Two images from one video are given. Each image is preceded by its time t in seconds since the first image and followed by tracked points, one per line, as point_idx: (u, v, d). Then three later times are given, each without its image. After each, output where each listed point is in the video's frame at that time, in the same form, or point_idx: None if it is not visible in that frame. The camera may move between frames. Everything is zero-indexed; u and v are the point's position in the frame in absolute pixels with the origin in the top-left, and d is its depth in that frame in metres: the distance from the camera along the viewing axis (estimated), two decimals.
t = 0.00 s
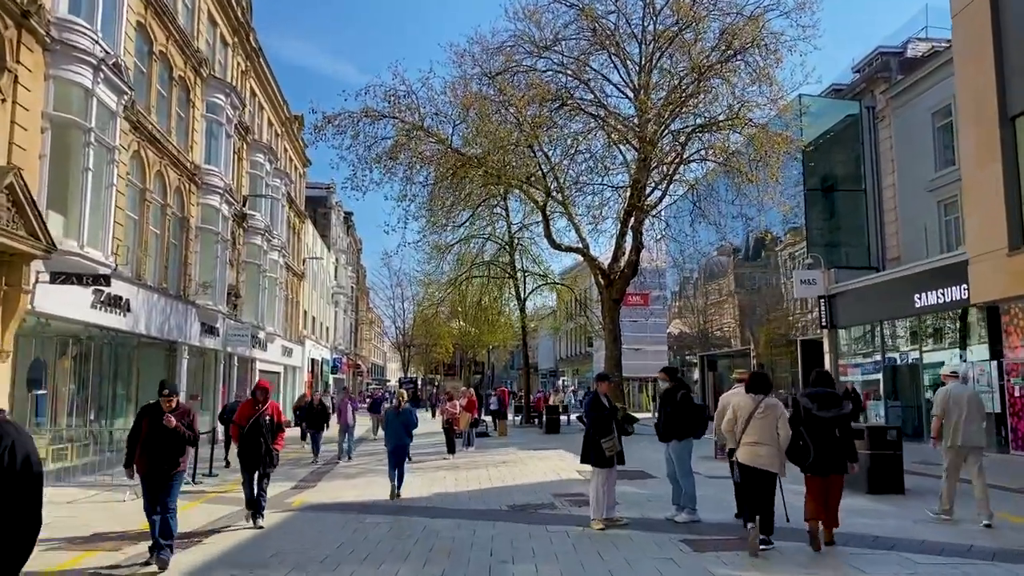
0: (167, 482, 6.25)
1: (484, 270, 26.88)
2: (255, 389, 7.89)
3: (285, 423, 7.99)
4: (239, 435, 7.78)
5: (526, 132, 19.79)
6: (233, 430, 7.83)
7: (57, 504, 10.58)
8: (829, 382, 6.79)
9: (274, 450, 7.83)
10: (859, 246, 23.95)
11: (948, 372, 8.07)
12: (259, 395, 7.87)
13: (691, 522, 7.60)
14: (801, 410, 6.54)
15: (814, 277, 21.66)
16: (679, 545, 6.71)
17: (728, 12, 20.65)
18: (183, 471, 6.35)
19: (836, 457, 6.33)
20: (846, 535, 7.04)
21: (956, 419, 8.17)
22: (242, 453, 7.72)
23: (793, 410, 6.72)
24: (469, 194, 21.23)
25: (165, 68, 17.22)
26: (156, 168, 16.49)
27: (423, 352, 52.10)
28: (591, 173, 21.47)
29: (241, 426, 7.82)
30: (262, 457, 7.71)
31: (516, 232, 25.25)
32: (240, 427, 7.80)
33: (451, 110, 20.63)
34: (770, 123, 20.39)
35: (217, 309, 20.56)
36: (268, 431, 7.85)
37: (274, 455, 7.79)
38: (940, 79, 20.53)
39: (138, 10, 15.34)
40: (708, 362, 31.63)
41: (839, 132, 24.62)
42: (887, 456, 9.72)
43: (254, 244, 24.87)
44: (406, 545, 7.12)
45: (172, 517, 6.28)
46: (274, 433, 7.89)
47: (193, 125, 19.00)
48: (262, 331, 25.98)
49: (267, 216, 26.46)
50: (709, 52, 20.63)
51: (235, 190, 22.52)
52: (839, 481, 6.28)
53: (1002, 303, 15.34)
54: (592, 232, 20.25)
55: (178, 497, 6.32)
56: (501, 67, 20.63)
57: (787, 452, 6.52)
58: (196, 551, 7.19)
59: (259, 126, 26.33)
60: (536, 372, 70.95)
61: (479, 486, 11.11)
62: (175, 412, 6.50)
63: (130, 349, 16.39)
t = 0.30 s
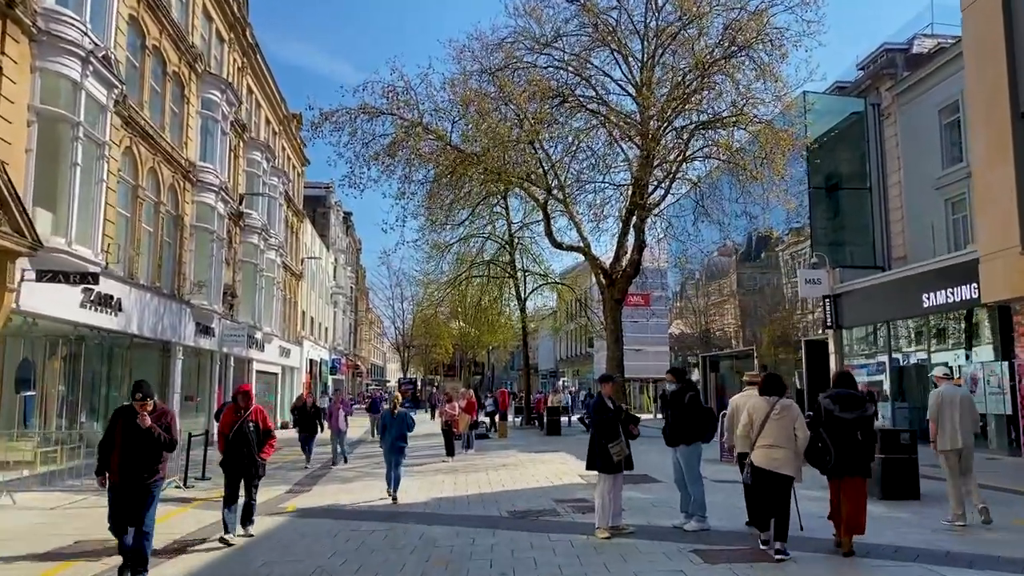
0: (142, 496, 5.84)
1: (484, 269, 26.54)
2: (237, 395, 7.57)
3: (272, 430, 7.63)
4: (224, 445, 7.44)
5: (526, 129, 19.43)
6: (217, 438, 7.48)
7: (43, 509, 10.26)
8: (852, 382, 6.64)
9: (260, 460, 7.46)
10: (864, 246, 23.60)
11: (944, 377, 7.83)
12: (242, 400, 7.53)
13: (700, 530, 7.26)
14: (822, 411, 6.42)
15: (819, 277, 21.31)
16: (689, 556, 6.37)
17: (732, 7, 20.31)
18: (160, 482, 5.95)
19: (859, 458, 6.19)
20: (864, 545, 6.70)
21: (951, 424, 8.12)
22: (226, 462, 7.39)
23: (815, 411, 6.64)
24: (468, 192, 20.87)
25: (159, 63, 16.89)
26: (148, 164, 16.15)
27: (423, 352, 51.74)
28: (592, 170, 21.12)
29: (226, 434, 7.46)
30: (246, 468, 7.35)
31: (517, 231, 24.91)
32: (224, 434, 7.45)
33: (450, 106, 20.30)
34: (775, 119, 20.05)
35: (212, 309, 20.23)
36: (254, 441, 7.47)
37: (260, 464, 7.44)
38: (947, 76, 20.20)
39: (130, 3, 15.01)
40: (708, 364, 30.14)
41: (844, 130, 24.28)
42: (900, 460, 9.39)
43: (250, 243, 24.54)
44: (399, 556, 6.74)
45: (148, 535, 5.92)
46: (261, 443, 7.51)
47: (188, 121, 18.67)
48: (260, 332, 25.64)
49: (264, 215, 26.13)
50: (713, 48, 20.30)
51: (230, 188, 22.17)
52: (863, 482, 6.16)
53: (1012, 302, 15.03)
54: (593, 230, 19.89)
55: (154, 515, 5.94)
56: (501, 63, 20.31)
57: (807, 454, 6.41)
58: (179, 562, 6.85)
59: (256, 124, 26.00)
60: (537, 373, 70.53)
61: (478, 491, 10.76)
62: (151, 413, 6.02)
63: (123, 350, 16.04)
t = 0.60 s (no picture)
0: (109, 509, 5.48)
1: (484, 268, 26.18)
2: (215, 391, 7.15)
3: (254, 429, 7.20)
4: (202, 446, 6.99)
5: (527, 125, 19.06)
6: (196, 440, 7.05)
7: (28, 513, 9.90)
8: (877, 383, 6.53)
9: (243, 460, 7.02)
10: (870, 244, 23.20)
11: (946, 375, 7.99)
12: (220, 397, 7.13)
13: (712, 537, 6.91)
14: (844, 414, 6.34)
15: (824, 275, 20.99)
16: (702, 565, 6.02)
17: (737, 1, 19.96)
18: (126, 490, 5.58)
19: (883, 461, 6.10)
20: (885, 554, 6.36)
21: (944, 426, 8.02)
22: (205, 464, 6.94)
23: (839, 414, 6.55)
24: (467, 189, 20.47)
25: (153, 57, 16.56)
26: (141, 160, 15.81)
27: (422, 352, 51.34)
28: (594, 167, 20.74)
29: (204, 435, 7.03)
30: (228, 469, 6.90)
31: (517, 229, 24.53)
32: (203, 435, 7.03)
33: (450, 102, 19.93)
34: (781, 115, 19.68)
35: (207, 308, 19.86)
36: (235, 440, 7.03)
37: (243, 464, 7.01)
38: (955, 71, 19.87)
39: None
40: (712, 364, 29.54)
41: (850, 127, 23.92)
42: (916, 464, 9.07)
43: (247, 242, 24.19)
44: (395, 565, 6.38)
45: (122, 550, 5.60)
46: (243, 442, 7.08)
47: (183, 117, 18.33)
48: (256, 332, 25.26)
49: (261, 213, 25.75)
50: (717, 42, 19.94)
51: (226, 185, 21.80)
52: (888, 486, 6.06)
53: None
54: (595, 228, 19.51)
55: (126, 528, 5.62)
56: (502, 59, 19.96)
57: (831, 456, 6.35)
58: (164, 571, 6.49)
59: (253, 120, 25.63)
60: (537, 374, 69.98)
61: (479, 495, 10.42)
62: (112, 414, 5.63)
63: (115, 350, 15.65)
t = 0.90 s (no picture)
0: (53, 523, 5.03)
1: (484, 269, 25.91)
2: (194, 397, 6.25)
3: (236, 441, 6.28)
4: (178, 458, 6.02)
5: (527, 122, 18.73)
6: (171, 451, 6.11)
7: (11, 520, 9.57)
8: (900, 381, 6.28)
9: (222, 477, 6.08)
10: (875, 243, 22.83)
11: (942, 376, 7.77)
12: (199, 404, 6.23)
13: (724, 546, 6.58)
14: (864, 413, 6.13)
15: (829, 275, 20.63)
16: None
17: None
18: (73, 503, 5.10)
19: (904, 462, 5.92)
20: (908, 565, 6.02)
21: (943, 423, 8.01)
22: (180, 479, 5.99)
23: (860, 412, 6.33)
24: (467, 187, 20.14)
25: (146, 52, 16.23)
26: (134, 157, 15.49)
27: (422, 353, 51.00)
28: (596, 165, 20.41)
29: (180, 445, 6.09)
30: (204, 487, 5.94)
31: (518, 229, 24.23)
32: (178, 445, 6.08)
33: (449, 98, 19.63)
34: (786, 112, 19.36)
35: (202, 309, 19.55)
36: (213, 453, 6.07)
37: (222, 482, 6.07)
38: (963, 67, 19.50)
39: None
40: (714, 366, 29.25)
41: (854, 125, 23.58)
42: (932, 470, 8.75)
43: (243, 242, 23.88)
44: None
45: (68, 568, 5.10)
46: (222, 455, 6.13)
47: (177, 114, 18.01)
48: (253, 332, 24.93)
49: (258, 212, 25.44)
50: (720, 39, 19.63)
51: (222, 184, 21.47)
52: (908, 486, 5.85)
53: None
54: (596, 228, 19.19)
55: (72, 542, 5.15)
56: (503, 56, 19.66)
57: (849, 455, 6.16)
58: None
59: (250, 119, 25.33)
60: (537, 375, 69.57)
61: (478, 500, 10.10)
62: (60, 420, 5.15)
63: (106, 352, 15.30)
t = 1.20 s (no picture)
0: None
1: (484, 268, 25.60)
2: (161, 393, 5.67)
3: (209, 442, 5.66)
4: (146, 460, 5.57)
5: (527, 116, 18.35)
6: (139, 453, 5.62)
7: None
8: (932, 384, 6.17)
9: (190, 483, 5.51)
10: (879, 241, 22.61)
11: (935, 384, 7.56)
12: (165, 401, 5.65)
13: (738, 555, 6.20)
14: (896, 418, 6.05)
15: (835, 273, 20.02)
16: None
17: None
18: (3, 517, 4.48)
19: (939, 467, 5.82)
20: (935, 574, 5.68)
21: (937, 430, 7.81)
22: (143, 485, 5.51)
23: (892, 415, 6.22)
24: (466, 184, 19.75)
25: (138, 45, 15.88)
26: (125, 151, 15.12)
27: (422, 354, 50.51)
28: (597, 162, 20.00)
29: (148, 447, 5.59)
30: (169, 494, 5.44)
31: (518, 227, 23.82)
32: (145, 446, 5.59)
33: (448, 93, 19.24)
34: (791, 107, 18.97)
35: (196, 307, 19.18)
36: (183, 456, 5.53)
37: (189, 488, 5.49)
38: (970, 62, 19.14)
39: None
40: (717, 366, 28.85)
41: (859, 122, 23.30)
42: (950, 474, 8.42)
43: (239, 240, 23.51)
44: None
45: None
46: (192, 459, 5.57)
47: (170, 108, 17.65)
48: (248, 332, 24.50)
49: (254, 210, 25.03)
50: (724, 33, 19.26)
51: (216, 181, 21.09)
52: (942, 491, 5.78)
53: None
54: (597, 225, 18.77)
55: None
56: (503, 50, 19.28)
57: (881, 461, 6.10)
58: None
59: (246, 116, 24.95)
60: (536, 376, 69.11)
61: (478, 504, 9.74)
62: None
63: (96, 351, 14.90)
